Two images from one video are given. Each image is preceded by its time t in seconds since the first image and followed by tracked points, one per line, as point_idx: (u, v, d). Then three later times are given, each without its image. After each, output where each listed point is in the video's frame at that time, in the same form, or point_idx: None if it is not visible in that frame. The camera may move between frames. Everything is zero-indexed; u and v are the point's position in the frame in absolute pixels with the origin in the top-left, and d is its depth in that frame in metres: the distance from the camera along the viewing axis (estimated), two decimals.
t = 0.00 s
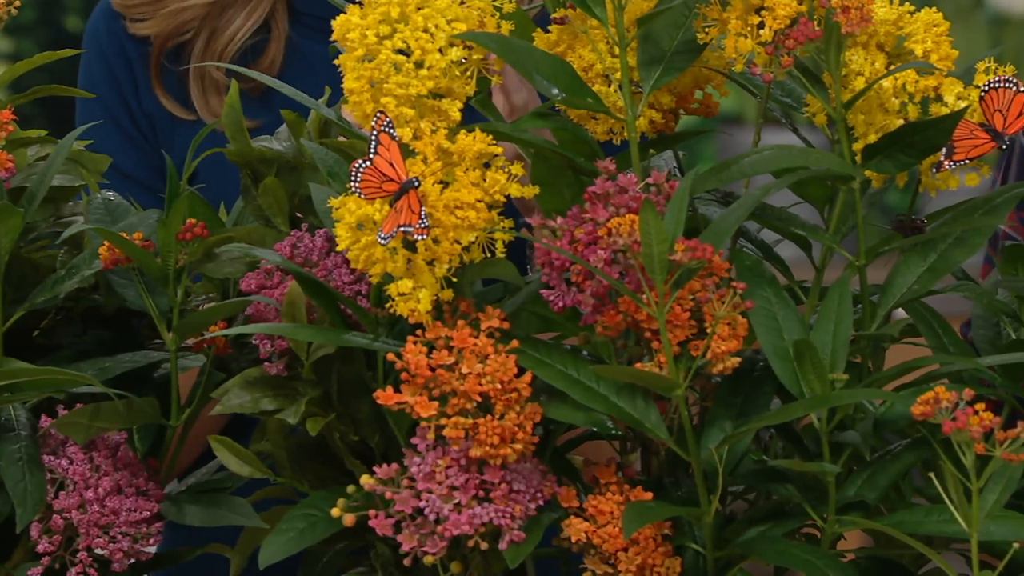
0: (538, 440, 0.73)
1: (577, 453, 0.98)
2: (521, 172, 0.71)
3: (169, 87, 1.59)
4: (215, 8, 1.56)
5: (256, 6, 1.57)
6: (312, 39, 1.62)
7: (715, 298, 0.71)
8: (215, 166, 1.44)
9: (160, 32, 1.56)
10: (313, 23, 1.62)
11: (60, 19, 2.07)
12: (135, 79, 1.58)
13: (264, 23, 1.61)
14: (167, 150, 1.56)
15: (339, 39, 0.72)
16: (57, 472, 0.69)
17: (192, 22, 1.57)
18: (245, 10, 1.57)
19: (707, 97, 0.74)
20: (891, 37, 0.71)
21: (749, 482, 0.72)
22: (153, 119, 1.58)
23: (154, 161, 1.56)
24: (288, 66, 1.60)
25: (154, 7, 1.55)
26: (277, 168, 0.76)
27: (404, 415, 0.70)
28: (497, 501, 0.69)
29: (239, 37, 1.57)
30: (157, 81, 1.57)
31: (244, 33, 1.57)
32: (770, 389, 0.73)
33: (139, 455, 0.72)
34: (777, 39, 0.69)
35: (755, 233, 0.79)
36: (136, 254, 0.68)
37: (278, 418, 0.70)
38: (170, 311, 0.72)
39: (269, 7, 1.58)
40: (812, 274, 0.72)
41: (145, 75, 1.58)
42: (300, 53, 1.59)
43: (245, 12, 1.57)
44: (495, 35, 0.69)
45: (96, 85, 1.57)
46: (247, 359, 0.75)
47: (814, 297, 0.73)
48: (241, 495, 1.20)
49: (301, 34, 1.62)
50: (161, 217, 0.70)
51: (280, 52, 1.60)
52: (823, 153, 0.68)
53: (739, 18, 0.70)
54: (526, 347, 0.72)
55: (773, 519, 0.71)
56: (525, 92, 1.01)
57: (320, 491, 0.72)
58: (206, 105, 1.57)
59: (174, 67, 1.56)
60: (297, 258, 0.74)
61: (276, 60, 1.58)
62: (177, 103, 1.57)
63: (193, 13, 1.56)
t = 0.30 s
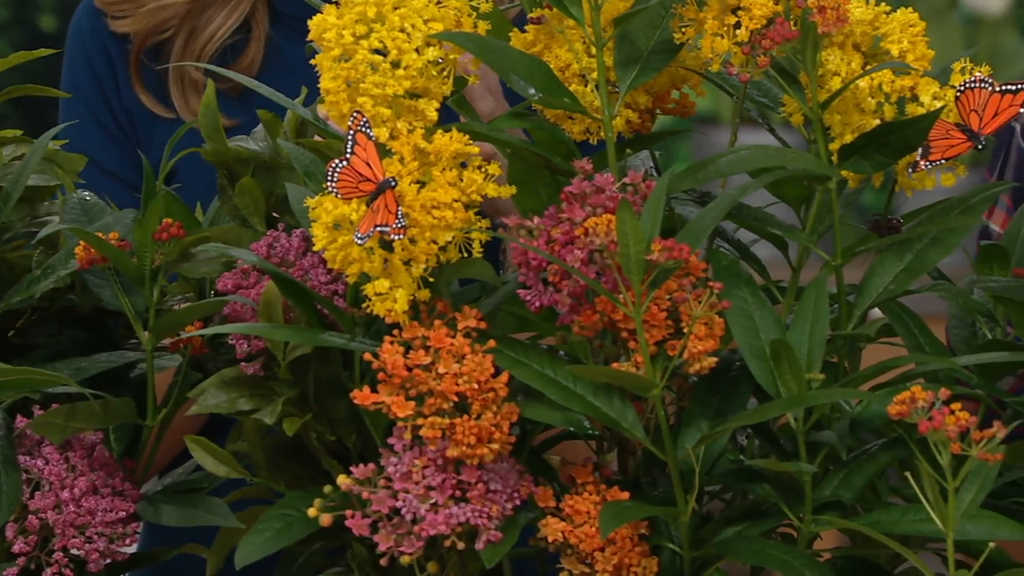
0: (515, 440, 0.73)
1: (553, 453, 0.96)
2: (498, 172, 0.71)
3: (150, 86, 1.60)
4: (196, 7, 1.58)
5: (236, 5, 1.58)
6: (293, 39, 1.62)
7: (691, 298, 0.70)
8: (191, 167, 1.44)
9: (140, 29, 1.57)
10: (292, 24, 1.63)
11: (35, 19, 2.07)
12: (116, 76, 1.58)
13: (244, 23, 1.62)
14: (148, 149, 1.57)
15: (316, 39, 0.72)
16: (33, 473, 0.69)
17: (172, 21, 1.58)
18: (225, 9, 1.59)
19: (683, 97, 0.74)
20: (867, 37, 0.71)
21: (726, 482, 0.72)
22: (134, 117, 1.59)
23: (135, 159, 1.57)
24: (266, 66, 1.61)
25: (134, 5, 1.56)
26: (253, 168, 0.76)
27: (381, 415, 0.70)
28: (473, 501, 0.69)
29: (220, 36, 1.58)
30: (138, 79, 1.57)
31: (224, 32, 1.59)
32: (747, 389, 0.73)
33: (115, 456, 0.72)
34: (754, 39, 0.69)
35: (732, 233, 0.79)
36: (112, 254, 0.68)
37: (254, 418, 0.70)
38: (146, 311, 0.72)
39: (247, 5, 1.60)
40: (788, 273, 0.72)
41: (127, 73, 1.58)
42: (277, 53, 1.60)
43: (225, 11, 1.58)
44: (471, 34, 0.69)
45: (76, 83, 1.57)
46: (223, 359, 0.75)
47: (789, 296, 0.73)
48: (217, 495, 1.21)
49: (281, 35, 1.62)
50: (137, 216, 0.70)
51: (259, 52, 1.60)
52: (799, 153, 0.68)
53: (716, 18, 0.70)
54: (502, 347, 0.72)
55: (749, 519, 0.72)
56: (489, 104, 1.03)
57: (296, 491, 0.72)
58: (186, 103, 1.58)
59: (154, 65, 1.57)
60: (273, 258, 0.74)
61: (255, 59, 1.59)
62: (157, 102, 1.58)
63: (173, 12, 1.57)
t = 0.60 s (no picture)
0: (492, 440, 0.73)
1: (530, 452, 0.96)
2: (475, 172, 0.71)
3: (120, 86, 1.60)
4: (165, 7, 1.57)
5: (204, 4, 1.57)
6: (267, 40, 1.61)
7: (668, 298, 0.71)
8: (165, 167, 1.45)
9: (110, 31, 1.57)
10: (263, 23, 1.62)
11: (9, 18, 2.07)
12: (86, 77, 1.59)
13: (215, 22, 1.61)
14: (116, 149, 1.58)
15: (293, 39, 0.72)
16: (9, 473, 0.68)
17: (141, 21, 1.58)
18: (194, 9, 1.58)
19: (660, 97, 0.74)
20: (843, 37, 0.71)
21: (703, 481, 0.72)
22: (104, 117, 1.59)
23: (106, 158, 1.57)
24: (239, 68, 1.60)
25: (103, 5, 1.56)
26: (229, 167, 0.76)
27: (357, 415, 0.70)
28: (450, 501, 0.69)
29: (188, 36, 1.58)
30: (107, 79, 1.58)
31: (193, 32, 1.58)
32: (724, 388, 0.73)
33: (91, 455, 0.72)
34: (730, 39, 0.69)
35: (708, 233, 0.79)
36: (88, 254, 0.68)
37: (231, 418, 0.70)
38: (122, 311, 0.72)
39: (216, 5, 1.59)
40: (764, 273, 0.72)
41: (97, 74, 1.59)
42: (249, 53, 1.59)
43: (194, 11, 1.58)
44: (448, 34, 0.69)
45: (47, 85, 1.59)
46: (199, 359, 0.75)
47: (766, 296, 0.73)
48: (194, 495, 1.21)
49: (253, 35, 1.61)
50: (113, 216, 0.70)
51: (230, 53, 1.59)
52: (775, 153, 0.68)
53: (692, 18, 0.70)
54: (479, 347, 0.72)
55: (725, 518, 0.72)
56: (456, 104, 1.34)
57: (273, 491, 0.71)
58: (156, 105, 1.58)
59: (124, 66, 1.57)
60: (249, 257, 0.74)
61: (225, 60, 1.58)
62: (126, 102, 1.58)
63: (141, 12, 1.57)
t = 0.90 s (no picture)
0: (469, 440, 0.73)
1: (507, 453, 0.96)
2: (452, 172, 0.71)
3: (91, 88, 1.60)
4: (136, 8, 1.56)
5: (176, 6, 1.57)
6: (238, 41, 1.61)
7: (645, 297, 0.71)
8: (143, 167, 1.44)
9: (80, 32, 1.56)
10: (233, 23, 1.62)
11: None
12: (58, 79, 1.59)
13: (186, 23, 1.61)
14: (89, 149, 1.57)
15: (270, 39, 0.72)
16: None
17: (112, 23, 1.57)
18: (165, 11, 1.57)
19: (637, 97, 0.74)
20: (820, 37, 0.72)
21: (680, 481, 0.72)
22: (76, 119, 1.59)
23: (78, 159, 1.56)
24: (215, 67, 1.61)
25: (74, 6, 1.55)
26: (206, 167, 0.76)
27: (334, 415, 0.70)
28: (427, 501, 0.69)
29: (160, 38, 1.57)
30: (78, 81, 1.58)
31: (165, 34, 1.57)
32: (701, 388, 0.74)
33: (66, 455, 0.72)
34: (707, 39, 0.69)
35: (685, 233, 0.79)
36: (63, 254, 0.68)
37: (207, 418, 0.70)
38: (98, 312, 0.72)
39: (187, 6, 1.58)
40: (741, 273, 0.72)
41: (68, 75, 1.59)
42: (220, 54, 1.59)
43: (166, 12, 1.57)
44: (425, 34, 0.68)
45: (19, 86, 1.58)
46: (176, 359, 0.75)
47: (743, 296, 0.73)
48: (170, 496, 1.20)
49: (224, 35, 1.61)
50: (90, 216, 0.70)
51: (201, 54, 1.59)
52: (751, 153, 0.68)
53: (669, 18, 0.70)
54: (457, 347, 0.72)
55: (703, 518, 0.72)
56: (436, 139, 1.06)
57: (250, 491, 0.71)
58: (128, 106, 1.57)
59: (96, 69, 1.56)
60: (226, 257, 0.74)
61: (197, 61, 1.58)
62: (97, 103, 1.58)
63: (112, 14, 1.56)
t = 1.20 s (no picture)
0: (446, 440, 0.73)
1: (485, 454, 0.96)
2: (429, 172, 0.71)
3: (77, 89, 1.54)
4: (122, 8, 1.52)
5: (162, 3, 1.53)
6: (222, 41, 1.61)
7: (622, 297, 0.71)
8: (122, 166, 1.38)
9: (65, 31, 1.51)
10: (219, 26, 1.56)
11: None
12: (42, 77, 1.53)
13: (173, 24, 1.55)
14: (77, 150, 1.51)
15: (246, 39, 0.72)
16: None
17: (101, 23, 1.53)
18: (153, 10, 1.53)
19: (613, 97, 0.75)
20: (796, 37, 0.72)
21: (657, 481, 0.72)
22: (62, 119, 1.53)
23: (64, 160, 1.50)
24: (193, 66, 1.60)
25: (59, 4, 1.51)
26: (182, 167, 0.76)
27: (311, 415, 0.70)
28: (404, 501, 0.69)
29: (146, 37, 1.52)
30: (64, 80, 1.52)
31: (151, 33, 1.52)
32: (678, 388, 0.74)
33: (42, 456, 0.72)
34: (683, 39, 0.69)
35: (662, 232, 0.79)
36: (39, 253, 0.68)
37: (184, 418, 0.70)
38: (74, 312, 0.72)
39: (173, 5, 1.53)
40: (718, 273, 0.72)
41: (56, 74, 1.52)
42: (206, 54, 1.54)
43: (154, 11, 1.53)
44: (402, 34, 0.68)
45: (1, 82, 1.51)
46: (152, 359, 0.75)
47: (720, 295, 0.73)
48: (144, 495, 1.20)
49: (209, 33, 1.56)
50: (66, 216, 0.70)
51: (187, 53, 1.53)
52: (728, 153, 0.68)
53: (646, 18, 0.70)
54: (434, 347, 0.72)
55: (680, 518, 0.72)
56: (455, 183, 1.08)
57: (226, 491, 0.71)
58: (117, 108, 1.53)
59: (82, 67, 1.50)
60: (203, 257, 0.74)
61: (184, 61, 1.52)
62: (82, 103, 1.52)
63: (97, 12, 1.51)
